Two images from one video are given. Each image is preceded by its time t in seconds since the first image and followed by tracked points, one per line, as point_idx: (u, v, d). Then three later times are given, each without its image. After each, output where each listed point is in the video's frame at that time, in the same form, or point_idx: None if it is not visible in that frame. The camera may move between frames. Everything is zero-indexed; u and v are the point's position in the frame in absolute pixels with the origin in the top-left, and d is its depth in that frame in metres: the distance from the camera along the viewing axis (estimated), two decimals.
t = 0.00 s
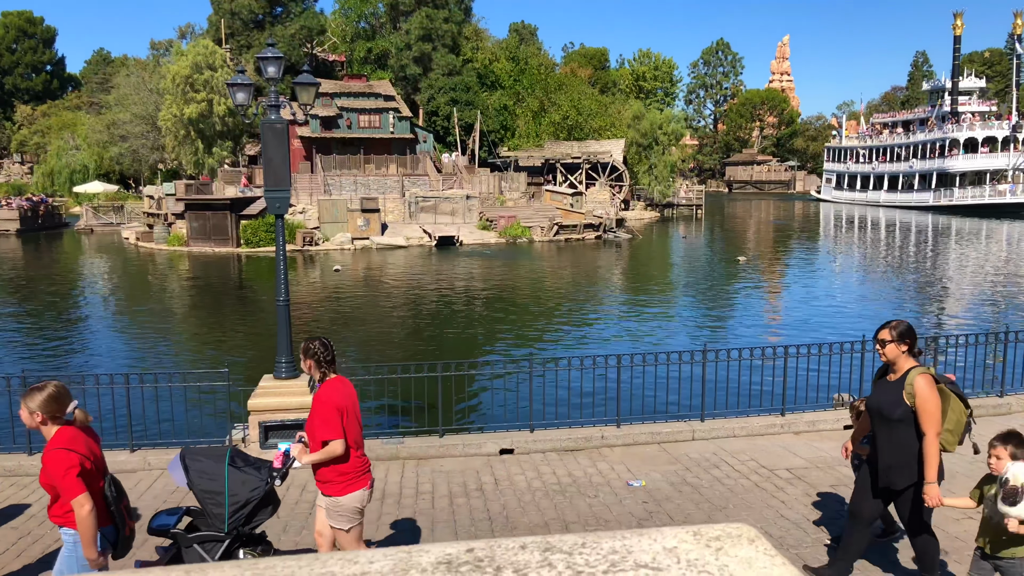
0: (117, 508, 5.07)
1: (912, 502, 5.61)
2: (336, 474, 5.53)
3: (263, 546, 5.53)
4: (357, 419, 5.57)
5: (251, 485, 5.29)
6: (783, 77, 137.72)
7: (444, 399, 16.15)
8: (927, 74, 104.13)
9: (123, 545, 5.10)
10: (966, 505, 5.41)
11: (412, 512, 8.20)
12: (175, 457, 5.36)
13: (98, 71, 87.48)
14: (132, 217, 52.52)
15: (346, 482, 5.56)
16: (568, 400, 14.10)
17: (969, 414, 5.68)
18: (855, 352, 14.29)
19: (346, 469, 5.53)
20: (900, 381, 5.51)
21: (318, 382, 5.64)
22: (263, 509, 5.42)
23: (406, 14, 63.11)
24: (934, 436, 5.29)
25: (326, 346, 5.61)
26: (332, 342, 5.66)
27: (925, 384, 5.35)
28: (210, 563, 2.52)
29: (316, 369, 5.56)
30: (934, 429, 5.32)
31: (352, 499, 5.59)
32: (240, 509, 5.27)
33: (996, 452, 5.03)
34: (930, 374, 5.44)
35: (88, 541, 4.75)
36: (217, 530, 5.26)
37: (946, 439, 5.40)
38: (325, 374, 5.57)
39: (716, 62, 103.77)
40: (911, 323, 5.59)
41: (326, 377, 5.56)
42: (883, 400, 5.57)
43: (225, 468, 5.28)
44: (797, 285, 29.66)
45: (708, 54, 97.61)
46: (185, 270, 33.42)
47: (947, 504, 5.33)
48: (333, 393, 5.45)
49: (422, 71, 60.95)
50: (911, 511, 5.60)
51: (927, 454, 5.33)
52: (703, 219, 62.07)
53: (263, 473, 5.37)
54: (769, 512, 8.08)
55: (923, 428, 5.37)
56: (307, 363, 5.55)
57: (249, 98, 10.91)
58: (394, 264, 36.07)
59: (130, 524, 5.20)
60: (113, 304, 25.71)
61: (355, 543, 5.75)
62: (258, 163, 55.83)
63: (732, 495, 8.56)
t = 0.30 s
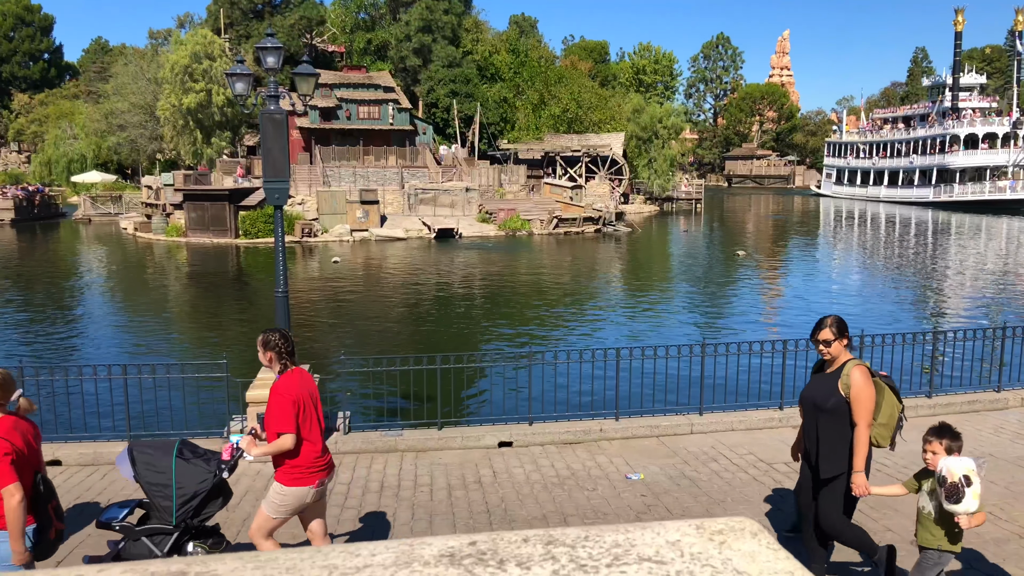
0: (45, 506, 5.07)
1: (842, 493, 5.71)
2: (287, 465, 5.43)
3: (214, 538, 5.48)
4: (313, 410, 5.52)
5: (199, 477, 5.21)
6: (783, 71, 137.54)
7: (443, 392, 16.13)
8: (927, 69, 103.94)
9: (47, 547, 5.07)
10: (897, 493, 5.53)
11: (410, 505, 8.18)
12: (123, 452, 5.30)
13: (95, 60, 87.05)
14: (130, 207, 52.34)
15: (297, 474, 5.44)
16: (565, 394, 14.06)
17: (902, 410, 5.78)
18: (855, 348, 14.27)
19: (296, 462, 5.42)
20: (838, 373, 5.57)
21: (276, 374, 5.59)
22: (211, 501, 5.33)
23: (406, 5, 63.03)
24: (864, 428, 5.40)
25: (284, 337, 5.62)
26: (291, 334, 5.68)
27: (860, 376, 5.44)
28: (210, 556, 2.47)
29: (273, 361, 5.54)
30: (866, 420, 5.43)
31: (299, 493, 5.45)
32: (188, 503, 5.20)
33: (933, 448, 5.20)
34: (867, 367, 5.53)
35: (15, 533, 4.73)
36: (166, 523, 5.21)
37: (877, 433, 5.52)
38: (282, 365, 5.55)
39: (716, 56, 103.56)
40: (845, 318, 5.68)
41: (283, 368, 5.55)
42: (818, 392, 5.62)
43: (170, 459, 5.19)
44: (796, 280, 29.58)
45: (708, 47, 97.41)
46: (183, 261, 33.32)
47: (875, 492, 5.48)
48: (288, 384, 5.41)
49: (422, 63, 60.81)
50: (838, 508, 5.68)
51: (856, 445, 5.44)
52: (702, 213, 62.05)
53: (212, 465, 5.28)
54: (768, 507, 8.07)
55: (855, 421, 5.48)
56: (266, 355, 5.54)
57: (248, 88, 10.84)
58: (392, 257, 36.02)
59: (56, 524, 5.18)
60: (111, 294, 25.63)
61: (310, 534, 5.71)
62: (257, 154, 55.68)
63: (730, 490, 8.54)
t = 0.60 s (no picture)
0: None
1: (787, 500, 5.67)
2: (227, 474, 5.45)
3: (153, 544, 5.43)
4: (253, 418, 5.53)
5: (137, 481, 5.14)
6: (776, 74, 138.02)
7: (437, 395, 16.13)
8: (919, 72, 104.38)
9: None
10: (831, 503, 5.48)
11: (404, 508, 8.18)
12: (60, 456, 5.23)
13: (88, 62, 86.71)
14: (122, 209, 52.17)
15: (237, 482, 5.46)
16: (559, 396, 14.02)
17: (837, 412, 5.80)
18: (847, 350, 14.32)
19: (236, 468, 5.45)
20: (775, 382, 5.55)
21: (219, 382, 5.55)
22: (149, 505, 5.26)
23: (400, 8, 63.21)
24: (806, 434, 5.41)
25: (228, 344, 5.56)
26: (236, 342, 5.62)
27: (798, 383, 5.44)
28: (203, 557, 2.49)
29: (216, 369, 5.48)
30: (807, 427, 5.44)
31: (240, 500, 5.47)
32: (125, 507, 5.13)
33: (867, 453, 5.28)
34: (803, 373, 5.54)
35: None
36: (102, 527, 5.16)
37: (818, 436, 5.52)
38: (225, 373, 5.51)
39: (709, 59, 103.90)
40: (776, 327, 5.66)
41: (227, 377, 5.52)
42: (755, 400, 5.61)
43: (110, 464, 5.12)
44: (789, 283, 29.65)
45: (701, 50, 97.76)
46: (176, 263, 33.23)
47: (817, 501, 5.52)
48: (229, 394, 5.40)
49: (415, 65, 60.87)
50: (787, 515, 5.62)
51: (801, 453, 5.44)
52: (695, 215, 62.21)
53: (149, 469, 5.20)
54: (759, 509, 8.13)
55: (797, 427, 5.48)
56: (209, 363, 5.48)
57: (242, 90, 10.83)
58: (386, 259, 35.99)
59: None
60: (103, 296, 25.55)
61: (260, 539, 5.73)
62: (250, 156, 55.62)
63: (722, 491, 8.60)
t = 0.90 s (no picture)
0: None
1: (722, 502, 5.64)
2: (180, 468, 5.48)
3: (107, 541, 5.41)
4: (200, 411, 5.55)
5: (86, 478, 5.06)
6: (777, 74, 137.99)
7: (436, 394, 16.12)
8: (920, 73, 104.39)
9: None
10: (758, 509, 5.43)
11: (404, 507, 8.19)
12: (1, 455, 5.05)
13: (88, 61, 86.70)
14: (122, 208, 52.17)
15: (193, 475, 5.50)
16: (559, 396, 14.00)
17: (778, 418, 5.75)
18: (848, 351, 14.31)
19: (186, 462, 5.47)
20: (714, 383, 5.52)
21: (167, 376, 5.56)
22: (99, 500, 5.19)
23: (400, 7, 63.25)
24: (742, 439, 5.33)
25: (174, 338, 5.57)
26: (183, 334, 5.65)
27: (735, 385, 5.37)
28: (206, 555, 2.51)
29: (165, 363, 5.50)
30: (743, 431, 5.37)
31: (197, 494, 5.52)
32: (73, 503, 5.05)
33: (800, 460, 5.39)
34: (743, 376, 5.46)
35: None
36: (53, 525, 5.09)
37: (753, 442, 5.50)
38: (175, 367, 5.52)
39: (709, 59, 103.87)
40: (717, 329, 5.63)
41: (175, 370, 5.52)
42: (695, 401, 5.60)
43: (52, 458, 4.82)
44: (789, 283, 29.60)
45: (701, 50, 97.78)
46: (175, 262, 33.24)
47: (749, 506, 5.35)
48: (177, 388, 5.41)
49: (415, 64, 60.84)
50: (726, 515, 5.60)
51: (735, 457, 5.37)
52: (695, 214, 62.21)
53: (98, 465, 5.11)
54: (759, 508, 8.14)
55: (733, 430, 5.42)
56: (157, 356, 5.49)
57: (242, 89, 10.84)
58: (385, 258, 35.98)
59: None
60: (103, 295, 25.57)
61: (205, 535, 5.75)
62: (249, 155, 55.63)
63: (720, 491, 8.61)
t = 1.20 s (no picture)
0: None
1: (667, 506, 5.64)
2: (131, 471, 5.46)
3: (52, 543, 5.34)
4: (149, 412, 5.54)
5: (31, 478, 4.98)
6: (780, 73, 137.79)
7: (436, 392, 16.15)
8: (923, 71, 104.22)
9: None
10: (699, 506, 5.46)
11: (405, 504, 8.21)
12: None
13: (90, 59, 86.80)
14: (124, 206, 52.29)
15: (142, 479, 5.48)
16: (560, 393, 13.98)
17: (724, 420, 5.78)
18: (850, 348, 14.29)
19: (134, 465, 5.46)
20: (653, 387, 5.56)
21: (113, 377, 5.61)
22: (44, 502, 5.11)
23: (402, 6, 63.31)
24: (676, 442, 5.34)
25: (122, 340, 5.61)
26: (131, 336, 5.70)
27: (672, 389, 5.39)
28: (208, 553, 2.51)
29: (110, 366, 5.55)
30: (677, 434, 5.38)
31: (151, 496, 5.49)
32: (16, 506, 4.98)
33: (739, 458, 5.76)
34: (682, 380, 5.48)
35: None
36: None
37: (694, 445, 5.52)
38: (121, 369, 5.59)
39: (711, 57, 103.81)
40: (656, 333, 5.70)
41: (121, 371, 5.58)
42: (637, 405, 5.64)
43: None
44: (791, 282, 29.56)
45: (703, 49, 97.69)
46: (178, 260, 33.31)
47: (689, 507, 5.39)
48: (121, 389, 5.45)
49: (417, 63, 60.84)
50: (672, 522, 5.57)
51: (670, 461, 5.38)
52: (697, 213, 62.17)
53: (44, 467, 5.02)
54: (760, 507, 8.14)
55: (669, 433, 5.43)
56: (103, 358, 5.54)
57: (244, 88, 10.84)
58: (387, 256, 35.99)
59: None
60: (106, 293, 25.65)
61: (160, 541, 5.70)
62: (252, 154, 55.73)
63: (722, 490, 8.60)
